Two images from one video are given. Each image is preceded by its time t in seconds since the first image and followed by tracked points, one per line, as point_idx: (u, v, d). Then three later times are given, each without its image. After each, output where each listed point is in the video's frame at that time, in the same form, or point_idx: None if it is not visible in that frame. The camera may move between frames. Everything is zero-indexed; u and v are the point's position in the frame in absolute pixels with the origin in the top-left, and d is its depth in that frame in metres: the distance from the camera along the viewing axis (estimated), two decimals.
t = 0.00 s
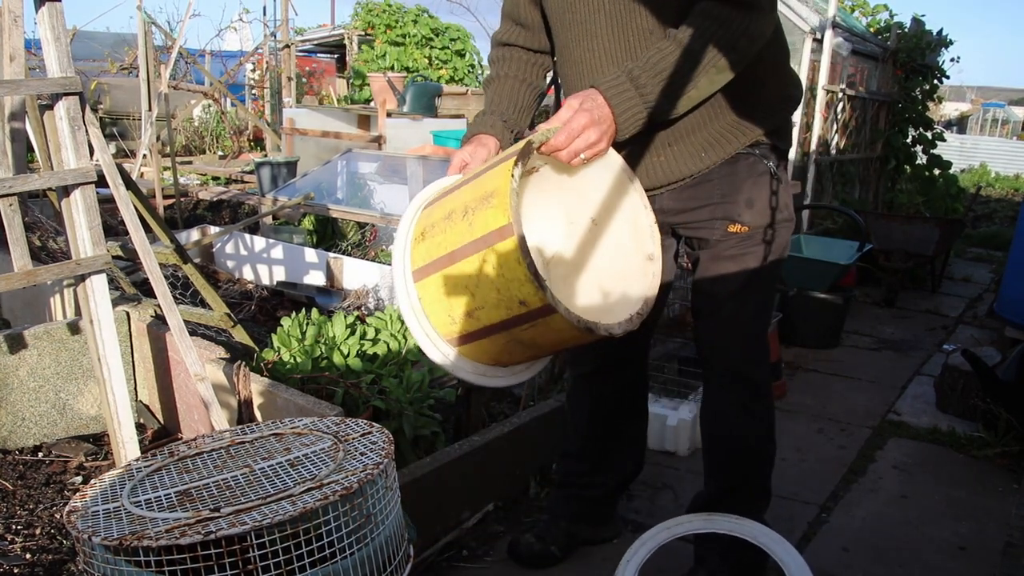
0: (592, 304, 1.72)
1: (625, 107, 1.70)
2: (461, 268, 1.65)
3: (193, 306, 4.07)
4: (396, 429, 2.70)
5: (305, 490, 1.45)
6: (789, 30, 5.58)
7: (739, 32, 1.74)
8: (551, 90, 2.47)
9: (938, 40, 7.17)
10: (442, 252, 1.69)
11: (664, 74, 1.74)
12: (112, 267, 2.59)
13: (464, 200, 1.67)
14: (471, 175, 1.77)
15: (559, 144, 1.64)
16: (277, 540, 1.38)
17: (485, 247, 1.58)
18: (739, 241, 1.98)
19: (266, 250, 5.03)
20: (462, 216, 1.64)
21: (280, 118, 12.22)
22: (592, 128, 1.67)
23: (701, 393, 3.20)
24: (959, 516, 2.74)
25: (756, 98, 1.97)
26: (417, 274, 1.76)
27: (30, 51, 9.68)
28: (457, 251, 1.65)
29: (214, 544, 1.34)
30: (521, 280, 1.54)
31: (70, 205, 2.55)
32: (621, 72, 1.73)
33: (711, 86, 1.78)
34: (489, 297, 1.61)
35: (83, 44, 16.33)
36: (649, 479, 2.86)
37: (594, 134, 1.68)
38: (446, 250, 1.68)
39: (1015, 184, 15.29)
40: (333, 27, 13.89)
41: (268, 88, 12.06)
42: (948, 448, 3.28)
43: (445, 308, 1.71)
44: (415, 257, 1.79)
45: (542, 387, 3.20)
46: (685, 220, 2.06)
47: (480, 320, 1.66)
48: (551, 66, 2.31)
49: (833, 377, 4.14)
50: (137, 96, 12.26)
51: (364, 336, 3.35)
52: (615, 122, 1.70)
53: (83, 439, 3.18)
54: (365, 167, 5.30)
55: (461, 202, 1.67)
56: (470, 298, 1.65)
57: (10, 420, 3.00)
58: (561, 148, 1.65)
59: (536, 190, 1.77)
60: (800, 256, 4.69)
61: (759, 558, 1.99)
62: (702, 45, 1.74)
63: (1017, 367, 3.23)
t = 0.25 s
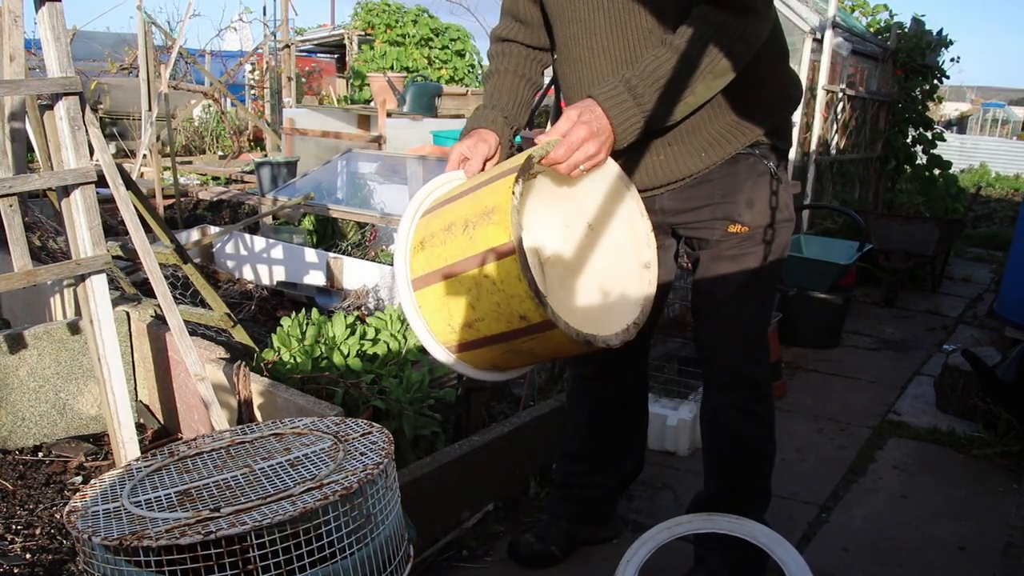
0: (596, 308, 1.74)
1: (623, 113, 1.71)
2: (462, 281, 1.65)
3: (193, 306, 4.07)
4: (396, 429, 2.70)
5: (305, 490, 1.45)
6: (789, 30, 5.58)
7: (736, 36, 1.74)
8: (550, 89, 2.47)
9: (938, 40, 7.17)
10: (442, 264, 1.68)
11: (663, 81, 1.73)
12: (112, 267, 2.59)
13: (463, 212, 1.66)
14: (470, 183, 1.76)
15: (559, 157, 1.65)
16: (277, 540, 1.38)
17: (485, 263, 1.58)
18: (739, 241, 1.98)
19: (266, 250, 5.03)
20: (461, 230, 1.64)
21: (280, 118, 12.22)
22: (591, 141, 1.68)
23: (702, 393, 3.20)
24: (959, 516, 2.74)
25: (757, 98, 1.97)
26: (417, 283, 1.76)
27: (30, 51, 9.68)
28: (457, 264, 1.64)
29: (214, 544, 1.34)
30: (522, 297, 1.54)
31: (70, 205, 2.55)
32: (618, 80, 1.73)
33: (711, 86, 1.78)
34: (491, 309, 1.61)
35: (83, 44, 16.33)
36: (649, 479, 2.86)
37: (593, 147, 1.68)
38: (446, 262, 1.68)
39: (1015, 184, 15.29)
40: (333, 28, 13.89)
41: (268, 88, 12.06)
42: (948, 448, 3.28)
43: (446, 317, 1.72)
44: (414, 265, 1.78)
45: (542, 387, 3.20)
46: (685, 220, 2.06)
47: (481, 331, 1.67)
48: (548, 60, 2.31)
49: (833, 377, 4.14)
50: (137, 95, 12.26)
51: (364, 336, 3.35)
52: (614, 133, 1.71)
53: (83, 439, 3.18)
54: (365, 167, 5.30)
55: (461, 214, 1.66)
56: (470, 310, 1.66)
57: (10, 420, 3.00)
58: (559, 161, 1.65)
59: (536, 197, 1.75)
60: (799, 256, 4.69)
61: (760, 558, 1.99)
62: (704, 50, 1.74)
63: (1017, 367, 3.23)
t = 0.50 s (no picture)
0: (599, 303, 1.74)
1: (620, 111, 1.71)
2: (467, 281, 1.65)
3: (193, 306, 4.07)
4: (396, 429, 2.70)
5: (305, 490, 1.45)
6: (789, 30, 5.58)
7: (731, 31, 1.75)
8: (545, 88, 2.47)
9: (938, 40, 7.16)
10: (446, 265, 1.68)
11: (657, 75, 1.73)
12: (112, 267, 2.59)
13: (465, 212, 1.66)
14: (466, 185, 1.76)
15: (554, 152, 1.64)
16: (277, 540, 1.38)
17: (493, 260, 1.58)
18: (738, 241, 1.98)
19: (266, 250, 5.03)
20: (465, 229, 1.64)
21: (280, 118, 12.22)
22: (585, 135, 1.68)
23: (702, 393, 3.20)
24: (958, 516, 2.74)
25: (755, 96, 1.97)
26: (420, 287, 1.75)
27: (30, 51, 9.67)
28: (463, 264, 1.64)
29: (214, 544, 1.34)
30: (533, 290, 1.55)
31: (70, 205, 2.55)
32: (613, 75, 1.73)
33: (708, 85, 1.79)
34: (499, 306, 1.62)
35: (83, 44, 16.33)
36: (649, 479, 2.86)
37: (587, 140, 1.68)
38: (450, 263, 1.68)
39: (1015, 184, 15.29)
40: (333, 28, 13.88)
41: (268, 88, 12.05)
42: (948, 448, 3.28)
43: (452, 319, 1.71)
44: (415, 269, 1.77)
45: (542, 387, 3.20)
46: (684, 220, 2.07)
47: (488, 329, 1.67)
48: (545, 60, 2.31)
49: (833, 377, 4.14)
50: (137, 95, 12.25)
51: (364, 336, 3.35)
52: (607, 126, 1.71)
53: (83, 439, 3.18)
54: (365, 167, 5.30)
55: (462, 214, 1.66)
56: (478, 309, 1.66)
57: (10, 420, 3.00)
58: (555, 156, 1.65)
59: (534, 194, 1.75)
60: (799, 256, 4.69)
61: (760, 559, 1.99)
62: (699, 47, 1.74)
63: (1017, 367, 3.24)
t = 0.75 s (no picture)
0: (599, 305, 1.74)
1: (618, 113, 1.71)
2: (466, 284, 1.65)
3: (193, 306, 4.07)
4: (395, 430, 2.70)
5: (305, 490, 1.45)
6: (789, 30, 5.59)
7: (728, 31, 1.75)
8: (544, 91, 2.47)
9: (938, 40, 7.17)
10: (445, 269, 1.68)
11: (655, 76, 1.73)
12: (112, 266, 2.59)
13: (464, 215, 1.66)
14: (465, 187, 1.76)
15: (552, 155, 1.64)
16: (277, 540, 1.38)
17: (492, 263, 1.58)
18: (738, 241, 1.98)
19: (266, 250, 5.03)
20: (464, 233, 1.64)
21: (280, 118, 12.22)
22: (584, 137, 1.68)
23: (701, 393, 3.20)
24: (958, 516, 2.74)
25: (754, 95, 1.97)
26: (419, 290, 1.75)
27: (30, 51, 9.68)
28: (462, 267, 1.64)
29: (214, 544, 1.34)
30: (532, 293, 1.55)
31: (70, 205, 2.55)
32: (610, 77, 1.73)
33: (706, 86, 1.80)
34: (498, 310, 1.62)
35: (83, 44, 16.33)
36: (649, 480, 2.86)
37: (586, 143, 1.68)
38: (449, 266, 1.68)
39: (1015, 184, 15.29)
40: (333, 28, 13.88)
41: (268, 88, 12.06)
42: (948, 448, 3.28)
43: (451, 322, 1.71)
44: (415, 272, 1.77)
45: (542, 386, 3.20)
46: (682, 221, 2.07)
47: (487, 332, 1.67)
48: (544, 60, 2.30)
49: (833, 377, 4.14)
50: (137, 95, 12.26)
51: (364, 336, 3.35)
52: (606, 128, 1.71)
53: (83, 439, 3.18)
54: (365, 168, 5.30)
55: (462, 217, 1.66)
56: (477, 312, 1.65)
57: (10, 420, 3.00)
58: (553, 159, 1.65)
59: (534, 196, 1.74)
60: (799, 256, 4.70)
61: (760, 558, 1.99)
62: (699, 46, 1.74)
63: (1017, 367, 3.24)
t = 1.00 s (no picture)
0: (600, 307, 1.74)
1: (616, 117, 1.71)
2: (463, 288, 1.65)
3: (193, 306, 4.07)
4: (395, 429, 2.70)
5: (305, 490, 1.45)
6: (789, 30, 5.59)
7: (728, 32, 1.74)
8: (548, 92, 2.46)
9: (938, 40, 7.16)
10: (443, 273, 1.68)
11: (653, 78, 1.73)
12: (112, 267, 2.59)
13: (462, 219, 1.66)
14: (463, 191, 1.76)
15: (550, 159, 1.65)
16: (277, 540, 1.38)
17: (490, 267, 1.58)
18: (740, 240, 1.98)
19: (266, 250, 5.03)
20: (461, 237, 1.64)
21: (281, 118, 12.22)
22: (580, 141, 1.68)
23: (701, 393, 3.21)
24: (958, 516, 2.74)
25: (755, 95, 1.97)
26: (418, 293, 1.76)
27: (30, 51, 9.68)
28: (460, 271, 1.64)
29: (214, 544, 1.34)
30: (529, 298, 1.54)
31: (70, 205, 2.55)
32: (608, 80, 1.73)
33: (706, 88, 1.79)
34: (495, 314, 1.61)
35: (83, 44, 16.34)
36: (649, 480, 2.86)
37: (583, 147, 1.69)
38: (447, 270, 1.67)
39: (1015, 184, 15.29)
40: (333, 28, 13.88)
41: (268, 88, 12.06)
42: (948, 448, 3.28)
43: (450, 325, 1.71)
44: (414, 275, 1.77)
45: (542, 387, 3.20)
46: (684, 220, 2.07)
47: (485, 336, 1.67)
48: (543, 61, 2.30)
49: (833, 377, 4.14)
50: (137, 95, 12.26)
51: (364, 336, 3.35)
52: (603, 131, 1.71)
53: (83, 439, 3.18)
54: (365, 168, 5.30)
55: (459, 221, 1.66)
56: (475, 316, 1.65)
57: (10, 420, 3.00)
58: (550, 163, 1.66)
59: (531, 200, 1.75)
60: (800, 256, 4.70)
61: (759, 558, 1.99)
62: (699, 48, 1.74)
63: (1017, 367, 3.24)
